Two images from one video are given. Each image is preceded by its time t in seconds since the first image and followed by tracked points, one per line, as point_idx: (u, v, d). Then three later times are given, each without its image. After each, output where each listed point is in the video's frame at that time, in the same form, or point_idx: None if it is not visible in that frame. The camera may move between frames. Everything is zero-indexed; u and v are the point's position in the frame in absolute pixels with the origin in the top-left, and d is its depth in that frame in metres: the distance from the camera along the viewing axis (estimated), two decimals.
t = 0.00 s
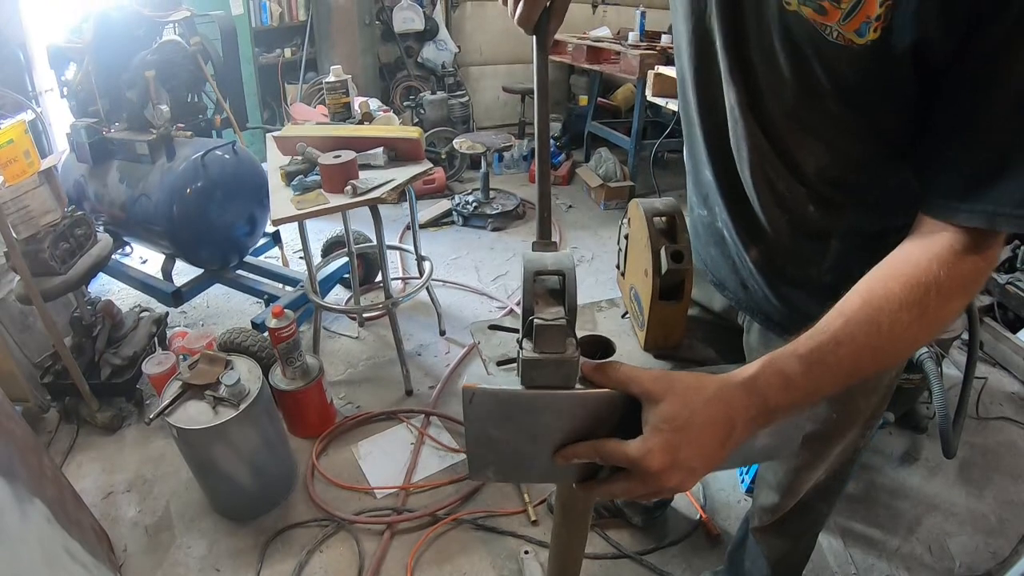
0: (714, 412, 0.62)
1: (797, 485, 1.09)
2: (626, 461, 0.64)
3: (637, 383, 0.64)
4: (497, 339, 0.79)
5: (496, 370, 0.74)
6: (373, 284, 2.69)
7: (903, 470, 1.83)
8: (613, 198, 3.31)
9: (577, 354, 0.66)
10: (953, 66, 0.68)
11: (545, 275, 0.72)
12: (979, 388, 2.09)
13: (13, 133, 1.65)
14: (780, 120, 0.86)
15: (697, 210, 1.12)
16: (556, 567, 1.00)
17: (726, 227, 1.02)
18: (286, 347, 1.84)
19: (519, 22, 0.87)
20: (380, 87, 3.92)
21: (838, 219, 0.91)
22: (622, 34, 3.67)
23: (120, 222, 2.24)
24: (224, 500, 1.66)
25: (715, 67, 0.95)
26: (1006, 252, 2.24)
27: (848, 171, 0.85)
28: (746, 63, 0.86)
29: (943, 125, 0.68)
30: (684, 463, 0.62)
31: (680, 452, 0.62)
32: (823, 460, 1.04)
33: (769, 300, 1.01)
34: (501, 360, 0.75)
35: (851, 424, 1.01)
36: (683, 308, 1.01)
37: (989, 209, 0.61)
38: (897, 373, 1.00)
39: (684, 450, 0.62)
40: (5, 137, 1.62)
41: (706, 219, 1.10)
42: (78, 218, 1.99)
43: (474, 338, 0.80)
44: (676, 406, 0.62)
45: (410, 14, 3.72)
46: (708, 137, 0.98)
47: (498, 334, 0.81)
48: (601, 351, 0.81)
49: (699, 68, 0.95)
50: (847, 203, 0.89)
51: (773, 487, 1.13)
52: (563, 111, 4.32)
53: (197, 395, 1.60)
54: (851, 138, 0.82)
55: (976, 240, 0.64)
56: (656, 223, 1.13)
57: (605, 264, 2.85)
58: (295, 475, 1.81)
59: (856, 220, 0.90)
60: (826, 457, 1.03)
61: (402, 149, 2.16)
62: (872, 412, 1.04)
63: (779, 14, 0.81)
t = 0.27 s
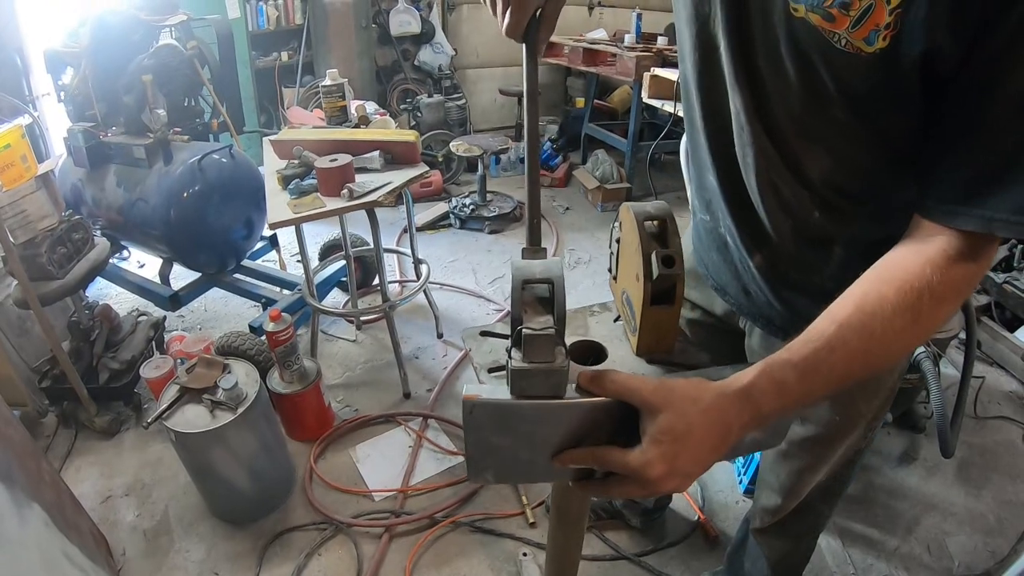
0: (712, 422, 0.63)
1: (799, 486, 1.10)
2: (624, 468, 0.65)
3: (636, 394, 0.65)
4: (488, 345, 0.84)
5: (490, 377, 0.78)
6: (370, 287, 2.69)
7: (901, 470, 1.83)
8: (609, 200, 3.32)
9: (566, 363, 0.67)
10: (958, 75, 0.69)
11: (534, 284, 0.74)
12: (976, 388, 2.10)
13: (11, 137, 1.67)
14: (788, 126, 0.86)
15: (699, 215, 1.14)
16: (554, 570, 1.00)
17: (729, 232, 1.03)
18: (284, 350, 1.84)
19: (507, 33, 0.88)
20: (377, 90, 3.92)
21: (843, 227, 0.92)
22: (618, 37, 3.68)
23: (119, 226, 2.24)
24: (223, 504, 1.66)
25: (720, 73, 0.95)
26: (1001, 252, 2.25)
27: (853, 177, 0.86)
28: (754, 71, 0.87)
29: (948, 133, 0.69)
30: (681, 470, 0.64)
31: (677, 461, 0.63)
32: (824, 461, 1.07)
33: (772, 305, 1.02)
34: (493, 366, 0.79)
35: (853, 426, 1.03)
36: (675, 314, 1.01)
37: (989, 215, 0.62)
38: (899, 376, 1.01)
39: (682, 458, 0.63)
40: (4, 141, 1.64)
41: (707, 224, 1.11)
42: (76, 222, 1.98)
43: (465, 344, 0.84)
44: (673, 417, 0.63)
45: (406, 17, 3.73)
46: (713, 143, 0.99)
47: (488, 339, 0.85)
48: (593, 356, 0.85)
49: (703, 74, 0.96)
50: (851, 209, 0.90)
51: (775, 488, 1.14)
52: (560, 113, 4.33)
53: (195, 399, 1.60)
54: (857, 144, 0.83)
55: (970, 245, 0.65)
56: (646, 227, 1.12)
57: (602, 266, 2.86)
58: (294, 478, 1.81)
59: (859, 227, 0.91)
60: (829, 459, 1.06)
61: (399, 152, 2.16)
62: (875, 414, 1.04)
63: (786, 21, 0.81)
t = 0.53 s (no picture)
0: (711, 429, 0.63)
1: (800, 486, 1.10)
2: (622, 476, 0.65)
3: (633, 399, 0.64)
4: (484, 347, 0.84)
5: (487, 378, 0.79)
6: (368, 289, 2.69)
7: (900, 470, 1.84)
8: (607, 201, 3.33)
9: (562, 364, 0.68)
10: (963, 77, 0.69)
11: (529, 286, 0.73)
12: (974, 387, 2.11)
13: (9, 140, 1.67)
14: (793, 127, 0.86)
15: (699, 216, 1.14)
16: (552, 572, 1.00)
17: (730, 234, 1.04)
18: (282, 352, 1.84)
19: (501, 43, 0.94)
20: (375, 91, 3.92)
21: (846, 227, 0.91)
22: (616, 38, 3.69)
23: (117, 227, 2.24)
24: (222, 506, 1.65)
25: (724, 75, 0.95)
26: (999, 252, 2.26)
27: (857, 180, 0.86)
28: (759, 73, 0.87)
29: (952, 135, 0.68)
30: (680, 478, 0.63)
31: (677, 468, 0.63)
32: (825, 462, 1.07)
33: (774, 307, 1.03)
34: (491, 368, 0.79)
35: (853, 427, 1.03)
36: (672, 315, 1.03)
37: (998, 215, 0.62)
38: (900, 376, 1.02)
39: (681, 466, 0.62)
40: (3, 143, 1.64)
41: (708, 226, 1.11)
42: (75, 224, 1.98)
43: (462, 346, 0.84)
44: (672, 424, 0.62)
45: (404, 19, 3.73)
46: (715, 145, 0.99)
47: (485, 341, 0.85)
48: (590, 357, 0.85)
49: (706, 76, 0.96)
50: (855, 212, 0.90)
51: (775, 488, 1.14)
52: (558, 114, 4.34)
53: (193, 400, 1.60)
54: (862, 146, 0.83)
55: (972, 248, 0.65)
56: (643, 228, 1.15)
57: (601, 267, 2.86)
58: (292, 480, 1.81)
59: (863, 229, 0.91)
60: (829, 459, 1.06)
61: (397, 154, 2.16)
62: (875, 414, 1.05)
63: (792, 22, 0.82)
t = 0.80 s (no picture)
0: (709, 428, 0.63)
1: (799, 484, 1.10)
2: (621, 474, 0.65)
3: (632, 398, 0.64)
4: (484, 346, 0.85)
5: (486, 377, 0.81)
6: (367, 289, 2.69)
7: (899, 469, 1.84)
8: (607, 200, 3.33)
9: (561, 363, 0.68)
10: (963, 76, 0.68)
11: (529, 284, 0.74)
12: (974, 386, 2.11)
13: (8, 140, 1.66)
14: (791, 127, 0.87)
15: (698, 215, 1.14)
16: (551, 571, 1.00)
17: (730, 233, 1.04)
18: (281, 352, 1.84)
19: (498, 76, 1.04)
20: (374, 91, 3.93)
21: (846, 227, 0.91)
22: (615, 37, 3.69)
23: (116, 228, 2.24)
24: (221, 506, 1.66)
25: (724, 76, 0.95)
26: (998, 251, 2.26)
27: (857, 180, 0.86)
28: (760, 73, 0.88)
29: (950, 135, 0.67)
30: (680, 477, 0.64)
31: (676, 467, 0.63)
32: (823, 460, 1.07)
33: (774, 306, 1.04)
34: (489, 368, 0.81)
35: (853, 425, 1.04)
36: (670, 313, 1.02)
37: (996, 216, 0.62)
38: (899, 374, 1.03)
39: (680, 465, 0.63)
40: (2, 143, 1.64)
41: (707, 225, 1.12)
42: (74, 225, 1.98)
43: (461, 344, 0.85)
44: (670, 423, 0.63)
45: (403, 19, 3.73)
46: (715, 145, 0.99)
47: (485, 339, 0.86)
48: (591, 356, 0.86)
49: (705, 77, 0.96)
50: (855, 212, 0.90)
51: (775, 487, 1.14)
52: (557, 114, 4.34)
53: (193, 400, 1.60)
54: (860, 146, 0.83)
55: (969, 247, 0.66)
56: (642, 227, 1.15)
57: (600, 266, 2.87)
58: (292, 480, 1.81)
59: (863, 229, 0.91)
60: (827, 458, 1.06)
61: (396, 154, 2.16)
62: (873, 411, 1.05)
63: (791, 23, 0.82)
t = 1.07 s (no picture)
0: (710, 422, 0.63)
1: (799, 480, 1.11)
2: (621, 468, 0.65)
3: (631, 391, 0.64)
4: (483, 339, 0.81)
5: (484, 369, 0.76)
6: (367, 284, 2.69)
7: (898, 465, 1.85)
8: (606, 195, 3.33)
9: (561, 355, 0.68)
10: (964, 63, 0.68)
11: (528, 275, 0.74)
12: (973, 382, 2.12)
13: (6, 136, 1.66)
14: (790, 122, 0.87)
15: (695, 215, 1.15)
16: (551, 566, 1.00)
17: (727, 232, 1.05)
18: (280, 347, 1.84)
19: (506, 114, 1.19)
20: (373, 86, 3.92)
21: (847, 222, 0.91)
22: (614, 32, 3.68)
23: (115, 224, 2.23)
24: (221, 501, 1.66)
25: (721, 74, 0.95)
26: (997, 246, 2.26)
27: (857, 173, 0.86)
28: (757, 69, 0.88)
29: (952, 123, 0.68)
30: (679, 471, 0.64)
31: (676, 461, 0.63)
32: (824, 455, 1.07)
33: (772, 302, 1.04)
34: (489, 360, 0.76)
35: (853, 420, 1.04)
36: (671, 304, 1.03)
37: (998, 201, 0.63)
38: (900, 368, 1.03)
39: (680, 458, 0.63)
40: None
41: (704, 224, 1.12)
42: (72, 220, 1.97)
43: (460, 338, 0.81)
44: (670, 417, 0.62)
45: (402, 13, 3.73)
46: (714, 143, 1.00)
47: (485, 333, 0.82)
48: (588, 348, 0.84)
49: (703, 75, 0.96)
50: (855, 206, 0.90)
51: (775, 482, 1.15)
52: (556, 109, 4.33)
53: (192, 396, 1.60)
54: (860, 140, 0.83)
55: (970, 236, 0.66)
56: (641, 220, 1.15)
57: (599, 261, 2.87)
58: (291, 475, 1.82)
59: (863, 225, 0.91)
60: (828, 453, 1.07)
61: (394, 148, 2.16)
62: (874, 406, 1.05)
63: (790, 16, 0.81)
